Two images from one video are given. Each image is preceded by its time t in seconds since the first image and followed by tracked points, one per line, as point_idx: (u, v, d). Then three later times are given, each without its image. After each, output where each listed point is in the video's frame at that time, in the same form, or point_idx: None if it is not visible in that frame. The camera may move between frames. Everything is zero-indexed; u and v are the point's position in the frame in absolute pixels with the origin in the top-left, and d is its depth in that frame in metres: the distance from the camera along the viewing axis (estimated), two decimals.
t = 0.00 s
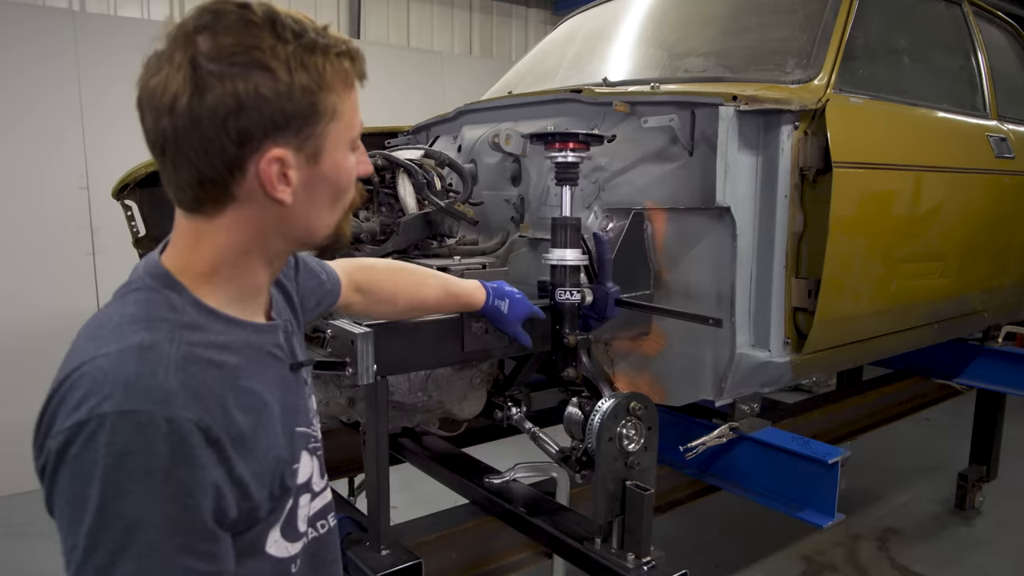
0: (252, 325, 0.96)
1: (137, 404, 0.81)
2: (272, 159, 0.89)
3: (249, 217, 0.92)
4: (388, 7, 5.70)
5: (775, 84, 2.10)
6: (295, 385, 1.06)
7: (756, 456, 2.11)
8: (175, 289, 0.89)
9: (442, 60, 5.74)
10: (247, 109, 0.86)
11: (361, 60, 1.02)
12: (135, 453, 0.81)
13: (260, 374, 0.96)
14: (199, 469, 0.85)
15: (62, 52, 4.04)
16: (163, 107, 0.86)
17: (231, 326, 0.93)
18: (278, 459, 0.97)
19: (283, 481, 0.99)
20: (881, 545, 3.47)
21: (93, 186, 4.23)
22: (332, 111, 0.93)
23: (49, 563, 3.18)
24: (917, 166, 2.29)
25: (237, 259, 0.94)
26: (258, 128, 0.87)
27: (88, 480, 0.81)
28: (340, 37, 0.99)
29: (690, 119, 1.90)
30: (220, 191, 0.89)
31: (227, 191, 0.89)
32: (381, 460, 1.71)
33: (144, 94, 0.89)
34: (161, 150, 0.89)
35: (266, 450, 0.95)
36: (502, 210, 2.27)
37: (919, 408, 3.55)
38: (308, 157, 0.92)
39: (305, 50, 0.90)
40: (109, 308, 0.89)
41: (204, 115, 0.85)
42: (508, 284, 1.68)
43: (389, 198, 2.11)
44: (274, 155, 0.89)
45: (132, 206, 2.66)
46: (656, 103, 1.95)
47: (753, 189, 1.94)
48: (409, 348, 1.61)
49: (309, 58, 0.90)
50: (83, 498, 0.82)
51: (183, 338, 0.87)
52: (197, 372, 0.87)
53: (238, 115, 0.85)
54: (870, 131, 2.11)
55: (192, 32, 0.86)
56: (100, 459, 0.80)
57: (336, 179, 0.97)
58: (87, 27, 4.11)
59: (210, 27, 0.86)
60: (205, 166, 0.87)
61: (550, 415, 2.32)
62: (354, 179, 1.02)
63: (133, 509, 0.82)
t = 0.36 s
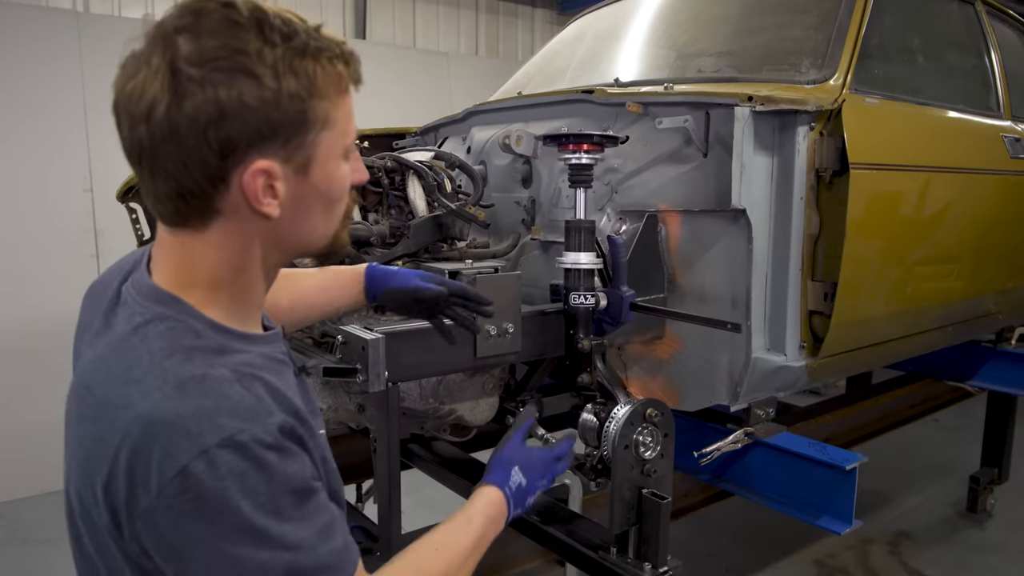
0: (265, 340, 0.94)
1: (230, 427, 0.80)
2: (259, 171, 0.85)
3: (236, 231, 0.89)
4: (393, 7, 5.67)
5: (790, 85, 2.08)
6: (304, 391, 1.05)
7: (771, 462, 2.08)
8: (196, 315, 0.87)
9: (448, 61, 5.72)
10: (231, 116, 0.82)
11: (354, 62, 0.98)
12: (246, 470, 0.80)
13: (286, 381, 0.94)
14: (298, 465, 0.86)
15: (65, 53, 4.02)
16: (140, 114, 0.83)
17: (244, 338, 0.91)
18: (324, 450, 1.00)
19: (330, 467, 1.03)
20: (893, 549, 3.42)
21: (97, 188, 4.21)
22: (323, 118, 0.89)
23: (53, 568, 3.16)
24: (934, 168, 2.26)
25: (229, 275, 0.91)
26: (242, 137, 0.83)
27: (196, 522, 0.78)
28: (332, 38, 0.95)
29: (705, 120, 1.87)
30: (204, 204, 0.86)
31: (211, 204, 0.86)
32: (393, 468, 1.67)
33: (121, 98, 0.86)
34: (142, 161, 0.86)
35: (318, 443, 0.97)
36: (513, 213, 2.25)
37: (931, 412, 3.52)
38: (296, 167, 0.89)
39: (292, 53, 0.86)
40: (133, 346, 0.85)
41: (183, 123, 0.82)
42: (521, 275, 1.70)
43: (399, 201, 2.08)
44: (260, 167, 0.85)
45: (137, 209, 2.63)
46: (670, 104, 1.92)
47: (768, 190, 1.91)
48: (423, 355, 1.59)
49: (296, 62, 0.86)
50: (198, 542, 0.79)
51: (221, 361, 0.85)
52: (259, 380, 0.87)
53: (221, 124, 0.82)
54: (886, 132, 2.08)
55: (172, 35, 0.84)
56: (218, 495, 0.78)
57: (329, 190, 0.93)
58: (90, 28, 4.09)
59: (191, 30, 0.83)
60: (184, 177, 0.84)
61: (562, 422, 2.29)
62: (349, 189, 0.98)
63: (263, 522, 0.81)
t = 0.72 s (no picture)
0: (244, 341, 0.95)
1: (185, 408, 0.77)
2: (162, 156, 0.83)
3: (170, 222, 0.88)
4: (394, 9, 5.66)
5: (797, 85, 2.06)
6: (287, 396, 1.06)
7: (777, 466, 2.06)
8: (169, 303, 0.87)
9: (450, 63, 5.72)
10: (139, 99, 0.82)
11: (315, 62, 0.89)
12: (195, 456, 0.76)
13: (263, 381, 0.95)
14: (255, 459, 0.82)
15: (65, 53, 4.01)
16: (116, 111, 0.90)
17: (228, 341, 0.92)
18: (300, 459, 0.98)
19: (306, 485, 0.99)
20: (899, 553, 3.39)
21: (98, 189, 4.20)
22: (234, 109, 0.82)
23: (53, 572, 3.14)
24: (941, 170, 2.24)
25: (177, 270, 0.89)
26: (152, 123, 0.82)
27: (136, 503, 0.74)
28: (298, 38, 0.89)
29: (711, 122, 1.85)
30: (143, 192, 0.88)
31: (146, 192, 0.87)
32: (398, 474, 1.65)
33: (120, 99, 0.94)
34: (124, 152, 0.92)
35: (290, 449, 0.94)
36: (517, 215, 2.23)
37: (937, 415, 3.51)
38: (207, 160, 0.83)
39: (199, 38, 0.82)
40: (103, 329, 0.84)
41: (119, 113, 0.85)
42: (525, 276, 1.69)
43: (402, 203, 2.06)
44: (162, 153, 0.82)
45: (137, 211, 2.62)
46: (676, 105, 1.91)
47: (775, 192, 1.89)
48: (426, 359, 1.57)
49: (201, 47, 0.82)
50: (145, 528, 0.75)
51: (190, 347, 0.84)
52: (223, 370, 0.85)
53: (132, 106, 0.83)
54: (893, 133, 2.06)
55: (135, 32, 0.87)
56: (163, 478, 0.74)
57: (246, 191, 0.84)
58: (90, 29, 4.08)
59: (153, 20, 0.85)
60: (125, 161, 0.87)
61: (565, 426, 2.27)
62: (297, 192, 0.87)
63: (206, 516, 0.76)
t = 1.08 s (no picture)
0: (211, 337, 1.00)
1: (69, 387, 0.80)
2: (116, 148, 0.92)
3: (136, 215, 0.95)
4: (393, 8, 5.65)
5: (797, 85, 2.06)
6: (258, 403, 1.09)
7: (778, 466, 2.06)
8: (128, 294, 0.93)
9: (449, 63, 5.74)
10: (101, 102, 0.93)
11: (243, 51, 0.92)
12: (72, 439, 0.79)
13: (219, 385, 0.98)
14: (140, 453, 0.82)
15: (64, 56, 4.07)
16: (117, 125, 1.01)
17: (188, 335, 0.96)
18: (238, 464, 0.97)
19: (241, 494, 0.99)
20: (898, 552, 3.40)
21: (95, 190, 4.24)
22: (156, 99, 0.88)
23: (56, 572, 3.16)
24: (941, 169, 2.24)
25: (145, 264, 0.97)
26: (112, 122, 0.92)
27: (33, 478, 0.78)
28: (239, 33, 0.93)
29: (712, 121, 1.85)
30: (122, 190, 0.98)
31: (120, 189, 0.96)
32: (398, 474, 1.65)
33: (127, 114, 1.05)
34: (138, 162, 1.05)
35: (216, 452, 0.94)
36: (517, 215, 2.23)
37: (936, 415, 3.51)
38: (143, 150, 0.90)
39: (141, 37, 0.91)
40: (60, 316, 0.91)
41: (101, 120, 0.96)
42: (526, 275, 1.69)
43: (402, 203, 2.05)
44: (116, 146, 0.91)
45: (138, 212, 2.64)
46: (676, 104, 1.91)
47: (777, 191, 1.89)
48: (426, 358, 1.56)
49: (141, 45, 0.90)
50: (32, 505, 0.78)
51: (131, 336, 0.89)
52: (141, 364, 0.87)
53: (102, 107, 0.94)
54: (894, 132, 2.06)
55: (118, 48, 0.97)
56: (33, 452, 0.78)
57: (174, 177, 0.88)
58: (87, 29, 4.14)
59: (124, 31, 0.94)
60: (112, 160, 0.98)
61: (565, 425, 2.27)
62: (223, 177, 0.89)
63: (76, 500, 0.79)
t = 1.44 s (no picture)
0: (201, 341, 1.01)
1: (43, 398, 0.81)
2: (116, 153, 0.92)
3: (134, 220, 0.95)
4: (390, 9, 5.66)
5: (793, 86, 2.07)
6: (243, 405, 1.10)
7: (774, 465, 2.06)
8: (120, 301, 0.94)
9: (446, 64, 5.75)
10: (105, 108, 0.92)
11: (250, 69, 0.92)
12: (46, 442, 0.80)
13: (204, 389, 1.00)
14: (99, 477, 0.83)
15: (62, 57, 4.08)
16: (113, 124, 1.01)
17: (178, 342, 0.98)
18: (216, 475, 0.99)
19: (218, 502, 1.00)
20: (893, 552, 3.41)
21: (92, 190, 4.24)
22: (161, 109, 0.88)
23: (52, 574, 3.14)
24: (935, 170, 2.25)
25: (142, 265, 0.97)
26: (114, 127, 0.92)
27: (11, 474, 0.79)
28: (243, 52, 0.93)
29: (707, 121, 1.86)
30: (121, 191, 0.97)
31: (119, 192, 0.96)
32: (394, 474, 1.65)
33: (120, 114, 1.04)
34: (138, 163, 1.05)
35: (192, 466, 0.95)
36: (514, 215, 2.23)
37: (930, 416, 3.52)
38: (146, 156, 0.90)
39: (148, 48, 0.90)
40: (54, 318, 0.92)
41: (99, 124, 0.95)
42: (523, 275, 1.69)
43: (399, 202, 2.05)
44: (118, 151, 0.91)
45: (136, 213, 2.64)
46: (672, 105, 1.91)
47: (772, 191, 1.90)
48: (422, 358, 1.57)
49: (147, 57, 0.90)
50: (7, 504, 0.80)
51: (120, 343, 0.90)
52: (122, 377, 0.88)
53: (104, 112, 0.93)
54: (889, 133, 2.07)
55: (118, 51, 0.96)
56: None
57: (177, 187, 0.89)
58: (84, 30, 4.15)
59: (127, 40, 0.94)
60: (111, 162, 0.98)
61: (561, 424, 2.28)
62: (225, 190, 0.90)
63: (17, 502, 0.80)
